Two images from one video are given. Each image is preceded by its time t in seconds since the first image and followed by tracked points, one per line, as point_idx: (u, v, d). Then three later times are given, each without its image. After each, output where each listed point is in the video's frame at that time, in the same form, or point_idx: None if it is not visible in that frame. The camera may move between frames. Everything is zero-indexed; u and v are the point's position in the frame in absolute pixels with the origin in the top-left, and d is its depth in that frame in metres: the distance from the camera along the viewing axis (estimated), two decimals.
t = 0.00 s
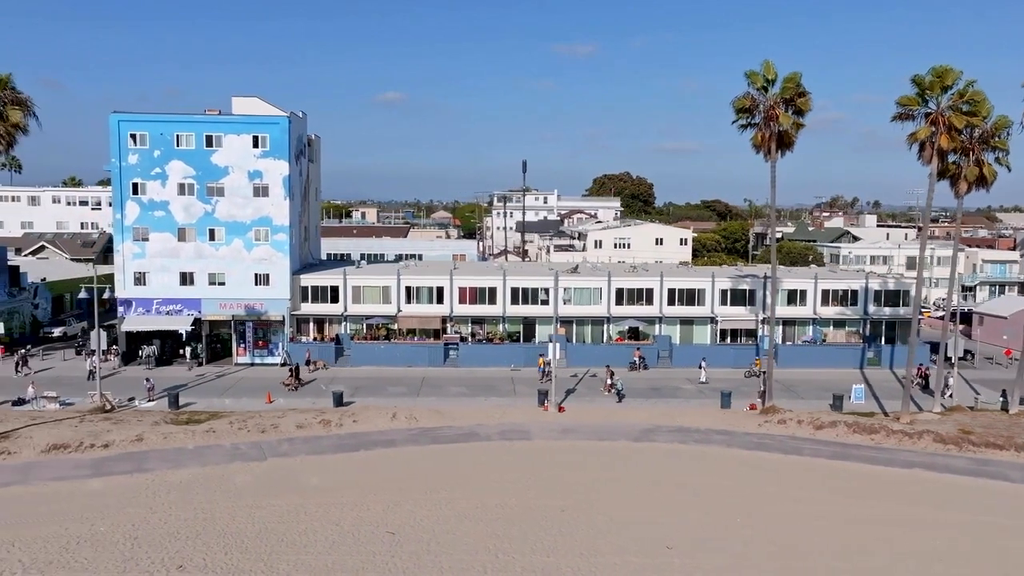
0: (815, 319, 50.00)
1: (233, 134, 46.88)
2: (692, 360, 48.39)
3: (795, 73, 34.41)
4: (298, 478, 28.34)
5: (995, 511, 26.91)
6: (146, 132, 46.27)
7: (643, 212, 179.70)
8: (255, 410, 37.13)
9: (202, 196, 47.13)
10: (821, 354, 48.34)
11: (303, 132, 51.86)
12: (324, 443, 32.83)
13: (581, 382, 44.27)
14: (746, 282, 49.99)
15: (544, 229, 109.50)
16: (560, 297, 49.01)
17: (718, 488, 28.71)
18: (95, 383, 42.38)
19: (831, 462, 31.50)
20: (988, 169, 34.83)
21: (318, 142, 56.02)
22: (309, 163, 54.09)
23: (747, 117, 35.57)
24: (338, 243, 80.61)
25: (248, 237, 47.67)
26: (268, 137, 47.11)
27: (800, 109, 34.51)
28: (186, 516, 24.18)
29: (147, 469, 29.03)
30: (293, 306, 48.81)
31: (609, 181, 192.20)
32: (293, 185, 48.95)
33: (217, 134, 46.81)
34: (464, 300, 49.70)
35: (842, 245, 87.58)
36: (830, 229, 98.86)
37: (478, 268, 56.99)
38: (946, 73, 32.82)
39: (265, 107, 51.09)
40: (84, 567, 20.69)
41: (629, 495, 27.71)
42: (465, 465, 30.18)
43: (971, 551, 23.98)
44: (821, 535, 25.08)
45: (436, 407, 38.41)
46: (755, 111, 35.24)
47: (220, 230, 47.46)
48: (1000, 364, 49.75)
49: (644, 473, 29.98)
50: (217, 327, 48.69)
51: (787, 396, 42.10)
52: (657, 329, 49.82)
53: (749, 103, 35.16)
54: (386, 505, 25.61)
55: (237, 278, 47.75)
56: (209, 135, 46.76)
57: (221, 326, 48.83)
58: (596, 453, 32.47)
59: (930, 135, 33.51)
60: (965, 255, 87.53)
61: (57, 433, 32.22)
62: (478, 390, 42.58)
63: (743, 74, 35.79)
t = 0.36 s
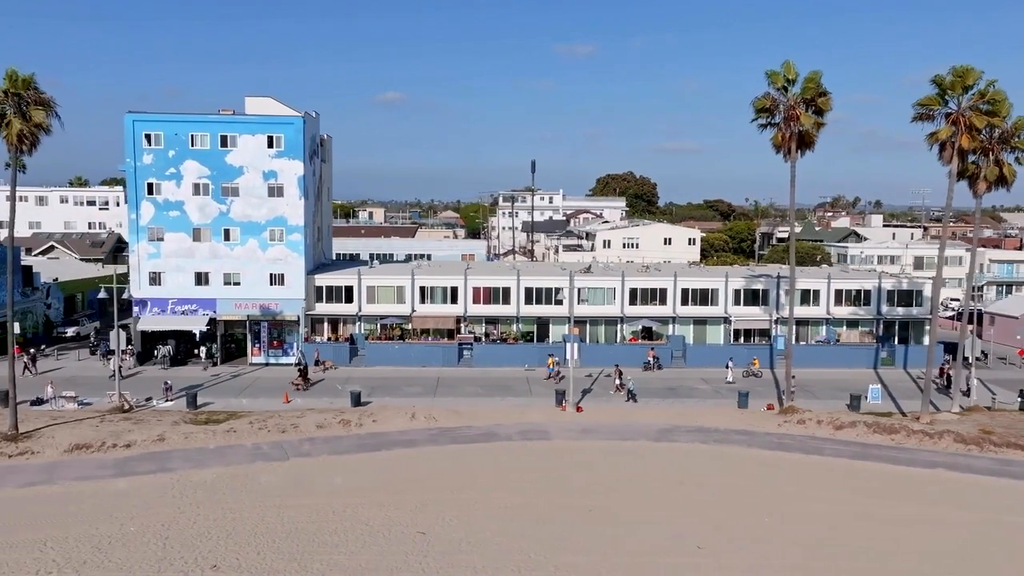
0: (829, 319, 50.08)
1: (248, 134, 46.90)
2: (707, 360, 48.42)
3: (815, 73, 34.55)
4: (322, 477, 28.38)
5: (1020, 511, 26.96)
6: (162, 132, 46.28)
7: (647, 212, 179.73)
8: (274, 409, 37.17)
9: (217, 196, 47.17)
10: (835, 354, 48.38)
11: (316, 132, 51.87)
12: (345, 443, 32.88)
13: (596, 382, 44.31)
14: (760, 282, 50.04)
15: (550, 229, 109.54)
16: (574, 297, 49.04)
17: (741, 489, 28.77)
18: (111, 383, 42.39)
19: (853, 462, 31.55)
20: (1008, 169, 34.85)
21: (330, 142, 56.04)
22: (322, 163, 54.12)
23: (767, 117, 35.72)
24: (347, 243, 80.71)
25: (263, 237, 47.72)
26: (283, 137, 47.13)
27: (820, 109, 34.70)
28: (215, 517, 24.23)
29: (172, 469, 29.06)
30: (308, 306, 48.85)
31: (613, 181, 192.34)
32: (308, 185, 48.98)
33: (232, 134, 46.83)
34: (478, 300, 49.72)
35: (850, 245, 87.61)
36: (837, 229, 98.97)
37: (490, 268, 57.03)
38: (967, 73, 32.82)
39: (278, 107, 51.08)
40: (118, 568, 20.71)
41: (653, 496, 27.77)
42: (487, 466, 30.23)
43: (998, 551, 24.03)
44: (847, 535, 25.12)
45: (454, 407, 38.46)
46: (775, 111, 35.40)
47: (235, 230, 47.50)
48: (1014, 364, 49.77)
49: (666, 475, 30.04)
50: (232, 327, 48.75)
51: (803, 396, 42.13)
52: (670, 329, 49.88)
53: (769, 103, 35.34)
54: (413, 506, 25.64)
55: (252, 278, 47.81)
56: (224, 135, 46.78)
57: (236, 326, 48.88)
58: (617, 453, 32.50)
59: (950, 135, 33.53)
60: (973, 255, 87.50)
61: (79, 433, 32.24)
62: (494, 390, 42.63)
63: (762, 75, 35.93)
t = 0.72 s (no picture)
0: (841, 319, 50.14)
1: (262, 135, 46.92)
2: (719, 360, 48.45)
3: (833, 74, 34.61)
4: (344, 478, 28.41)
5: None
6: (175, 132, 46.30)
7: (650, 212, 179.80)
8: (291, 410, 37.21)
9: (231, 197, 47.18)
10: (848, 354, 48.40)
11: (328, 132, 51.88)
12: (364, 443, 32.91)
13: (610, 382, 44.35)
14: (773, 282, 50.10)
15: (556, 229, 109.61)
16: (587, 297, 49.10)
17: (763, 489, 28.80)
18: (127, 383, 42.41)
19: (872, 462, 31.58)
20: None
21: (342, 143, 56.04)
22: (333, 163, 54.11)
23: (785, 118, 35.75)
24: (355, 243, 80.78)
25: (276, 237, 47.74)
26: (297, 137, 47.16)
27: (838, 110, 34.73)
28: (241, 517, 24.25)
29: (194, 469, 29.10)
30: (321, 306, 48.87)
31: (616, 181, 192.45)
32: (321, 185, 49.00)
33: (246, 134, 46.85)
34: (491, 300, 49.77)
35: (858, 245, 87.68)
36: (844, 229, 98.99)
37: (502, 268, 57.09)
38: (985, 74, 32.84)
39: (291, 107, 51.11)
40: (148, 568, 20.71)
41: (676, 497, 27.79)
42: (508, 466, 30.25)
43: None
44: (872, 535, 25.15)
45: (471, 407, 38.49)
46: (793, 111, 35.43)
47: (248, 230, 47.53)
48: None
49: (686, 475, 30.06)
50: (245, 327, 48.78)
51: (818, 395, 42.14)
52: (683, 329, 49.93)
53: (787, 103, 35.35)
54: (437, 507, 25.65)
55: (265, 278, 47.85)
56: (237, 135, 46.80)
57: (249, 327, 48.90)
58: (636, 453, 32.52)
59: (968, 135, 33.57)
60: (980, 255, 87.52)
61: (99, 433, 32.27)
62: (509, 390, 42.68)
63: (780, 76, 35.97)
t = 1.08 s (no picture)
0: (855, 320, 50.20)
1: (277, 135, 46.95)
2: (734, 360, 48.48)
3: (854, 74, 34.75)
4: (368, 478, 28.45)
5: None
6: (191, 132, 46.35)
7: (654, 212, 179.82)
8: (310, 410, 37.29)
9: (246, 197, 47.22)
10: (862, 354, 48.42)
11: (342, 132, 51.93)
12: (385, 443, 32.95)
13: (625, 382, 44.40)
14: (787, 282, 50.21)
15: (563, 229, 109.69)
16: (601, 297, 49.20)
17: (786, 489, 28.84)
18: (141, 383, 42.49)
19: (894, 462, 31.61)
20: None
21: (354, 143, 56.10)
22: (346, 163, 54.14)
23: (805, 118, 35.88)
24: (364, 243, 80.85)
25: (291, 237, 47.80)
26: (312, 138, 47.23)
27: (858, 110, 34.88)
28: (271, 517, 24.27)
29: (218, 469, 29.15)
30: (335, 306, 48.91)
31: (620, 181, 192.55)
32: (335, 185, 49.04)
33: (261, 135, 46.90)
34: (505, 300, 49.83)
35: (866, 245, 87.71)
36: (851, 229, 99.03)
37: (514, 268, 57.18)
38: (1006, 74, 32.88)
39: (305, 108, 51.18)
40: (182, 568, 20.73)
41: (700, 498, 27.83)
42: (530, 466, 30.28)
43: None
44: (899, 536, 25.17)
45: (489, 407, 38.53)
46: (812, 111, 35.56)
47: (263, 231, 47.58)
48: None
49: (709, 476, 30.10)
50: (259, 327, 48.84)
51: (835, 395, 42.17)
52: (697, 329, 49.97)
53: (807, 103, 35.48)
54: (464, 507, 25.69)
55: (280, 278, 47.91)
56: (252, 136, 46.86)
57: (263, 327, 48.96)
58: (657, 453, 32.58)
59: (988, 135, 33.66)
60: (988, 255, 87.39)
61: (121, 433, 32.33)
62: (525, 390, 42.71)
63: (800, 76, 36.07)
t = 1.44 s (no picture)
0: (868, 320, 50.25)
1: (291, 135, 46.98)
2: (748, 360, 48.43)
3: (873, 75, 34.78)
4: (392, 478, 28.51)
5: None
6: (205, 133, 46.36)
7: (657, 212, 179.85)
8: (328, 410, 37.33)
9: (260, 197, 47.24)
10: (876, 354, 48.44)
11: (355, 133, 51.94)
12: (406, 443, 32.99)
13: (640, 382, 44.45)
14: (801, 282, 50.23)
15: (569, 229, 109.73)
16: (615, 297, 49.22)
17: (809, 489, 28.89)
18: (157, 383, 42.60)
19: (915, 462, 31.66)
20: None
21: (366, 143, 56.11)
22: (358, 163, 54.15)
23: (823, 118, 35.90)
24: (373, 244, 80.91)
25: (305, 237, 47.82)
26: (326, 138, 47.25)
27: (877, 110, 34.97)
28: (299, 517, 24.33)
29: (242, 469, 29.19)
30: (349, 306, 48.93)
31: (624, 181, 192.65)
32: (349, 185, 49.07)
33: (275, 136, 46.92)
34: (518, 301, 49.87)
35: (873, 245, 87.68)
36: (857, 229, 99.12)
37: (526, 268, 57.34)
38: None
39: (318, 108, 51.19)
40: (216, 568, 20.80)
41: (724, 498, 27.89)
42: (552, 466, 30.33)
43: None
44: (926, 536, 25.21)
45: (506, 407, 38.56)
46: (831, 111, 35.58)
47: (277, 231, 47.61)
48: None
49: (731, 476, 30.15)
50: (273, 328, 48.88)
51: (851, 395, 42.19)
52: (710, 329, 50.01)
53: (826, 104, 35.49)
54: (490, 507, 25.76)
55: (294, 278, 47.93)
56: (266, 136, 46.87)
57: (277, 327, 49.00)
58: (678, 453, 32.62)
59: (1008, 135, 33.68)
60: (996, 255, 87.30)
61: (142, 433, 32.37)
62: (541, 390, 42.74)
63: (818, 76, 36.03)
